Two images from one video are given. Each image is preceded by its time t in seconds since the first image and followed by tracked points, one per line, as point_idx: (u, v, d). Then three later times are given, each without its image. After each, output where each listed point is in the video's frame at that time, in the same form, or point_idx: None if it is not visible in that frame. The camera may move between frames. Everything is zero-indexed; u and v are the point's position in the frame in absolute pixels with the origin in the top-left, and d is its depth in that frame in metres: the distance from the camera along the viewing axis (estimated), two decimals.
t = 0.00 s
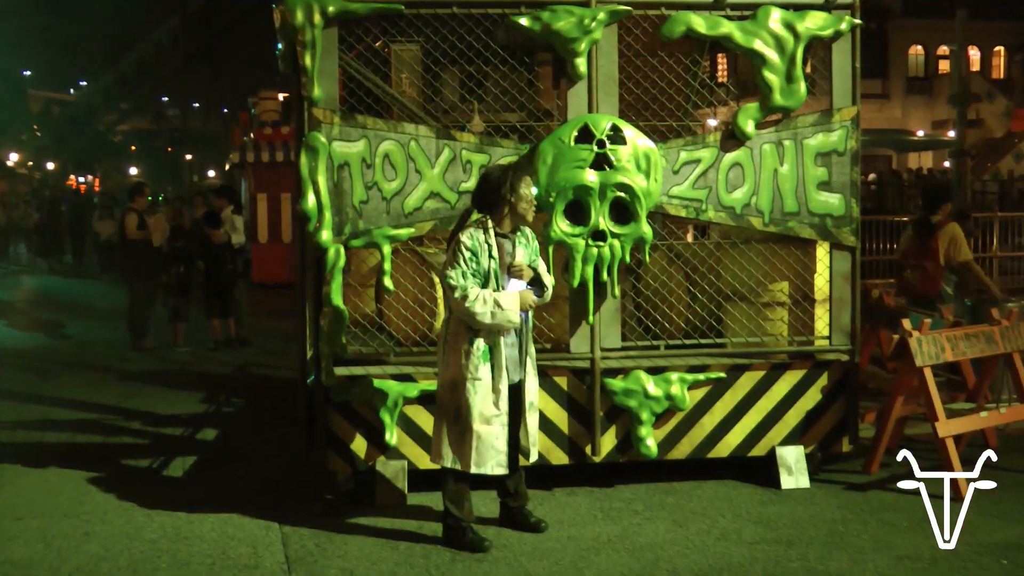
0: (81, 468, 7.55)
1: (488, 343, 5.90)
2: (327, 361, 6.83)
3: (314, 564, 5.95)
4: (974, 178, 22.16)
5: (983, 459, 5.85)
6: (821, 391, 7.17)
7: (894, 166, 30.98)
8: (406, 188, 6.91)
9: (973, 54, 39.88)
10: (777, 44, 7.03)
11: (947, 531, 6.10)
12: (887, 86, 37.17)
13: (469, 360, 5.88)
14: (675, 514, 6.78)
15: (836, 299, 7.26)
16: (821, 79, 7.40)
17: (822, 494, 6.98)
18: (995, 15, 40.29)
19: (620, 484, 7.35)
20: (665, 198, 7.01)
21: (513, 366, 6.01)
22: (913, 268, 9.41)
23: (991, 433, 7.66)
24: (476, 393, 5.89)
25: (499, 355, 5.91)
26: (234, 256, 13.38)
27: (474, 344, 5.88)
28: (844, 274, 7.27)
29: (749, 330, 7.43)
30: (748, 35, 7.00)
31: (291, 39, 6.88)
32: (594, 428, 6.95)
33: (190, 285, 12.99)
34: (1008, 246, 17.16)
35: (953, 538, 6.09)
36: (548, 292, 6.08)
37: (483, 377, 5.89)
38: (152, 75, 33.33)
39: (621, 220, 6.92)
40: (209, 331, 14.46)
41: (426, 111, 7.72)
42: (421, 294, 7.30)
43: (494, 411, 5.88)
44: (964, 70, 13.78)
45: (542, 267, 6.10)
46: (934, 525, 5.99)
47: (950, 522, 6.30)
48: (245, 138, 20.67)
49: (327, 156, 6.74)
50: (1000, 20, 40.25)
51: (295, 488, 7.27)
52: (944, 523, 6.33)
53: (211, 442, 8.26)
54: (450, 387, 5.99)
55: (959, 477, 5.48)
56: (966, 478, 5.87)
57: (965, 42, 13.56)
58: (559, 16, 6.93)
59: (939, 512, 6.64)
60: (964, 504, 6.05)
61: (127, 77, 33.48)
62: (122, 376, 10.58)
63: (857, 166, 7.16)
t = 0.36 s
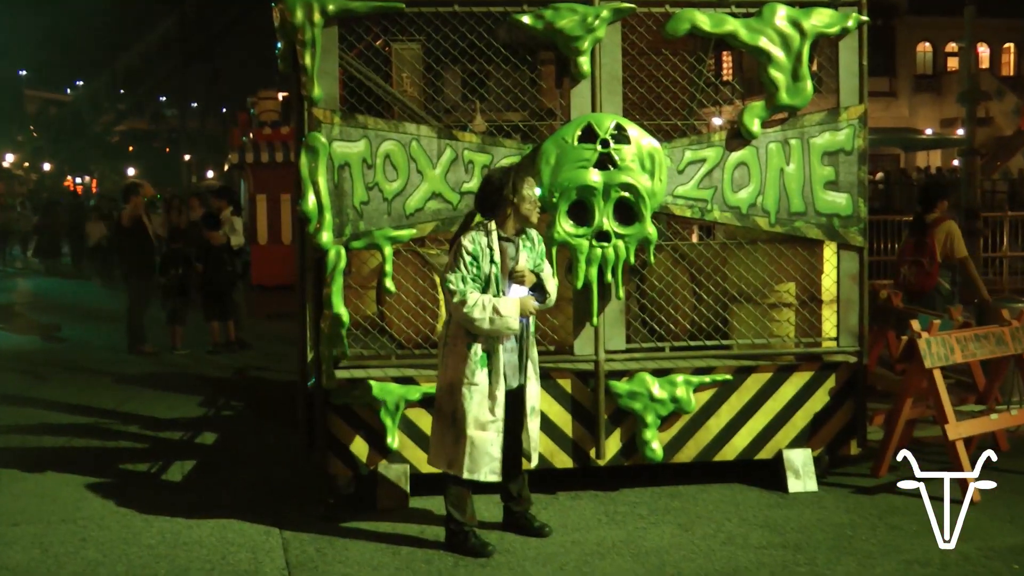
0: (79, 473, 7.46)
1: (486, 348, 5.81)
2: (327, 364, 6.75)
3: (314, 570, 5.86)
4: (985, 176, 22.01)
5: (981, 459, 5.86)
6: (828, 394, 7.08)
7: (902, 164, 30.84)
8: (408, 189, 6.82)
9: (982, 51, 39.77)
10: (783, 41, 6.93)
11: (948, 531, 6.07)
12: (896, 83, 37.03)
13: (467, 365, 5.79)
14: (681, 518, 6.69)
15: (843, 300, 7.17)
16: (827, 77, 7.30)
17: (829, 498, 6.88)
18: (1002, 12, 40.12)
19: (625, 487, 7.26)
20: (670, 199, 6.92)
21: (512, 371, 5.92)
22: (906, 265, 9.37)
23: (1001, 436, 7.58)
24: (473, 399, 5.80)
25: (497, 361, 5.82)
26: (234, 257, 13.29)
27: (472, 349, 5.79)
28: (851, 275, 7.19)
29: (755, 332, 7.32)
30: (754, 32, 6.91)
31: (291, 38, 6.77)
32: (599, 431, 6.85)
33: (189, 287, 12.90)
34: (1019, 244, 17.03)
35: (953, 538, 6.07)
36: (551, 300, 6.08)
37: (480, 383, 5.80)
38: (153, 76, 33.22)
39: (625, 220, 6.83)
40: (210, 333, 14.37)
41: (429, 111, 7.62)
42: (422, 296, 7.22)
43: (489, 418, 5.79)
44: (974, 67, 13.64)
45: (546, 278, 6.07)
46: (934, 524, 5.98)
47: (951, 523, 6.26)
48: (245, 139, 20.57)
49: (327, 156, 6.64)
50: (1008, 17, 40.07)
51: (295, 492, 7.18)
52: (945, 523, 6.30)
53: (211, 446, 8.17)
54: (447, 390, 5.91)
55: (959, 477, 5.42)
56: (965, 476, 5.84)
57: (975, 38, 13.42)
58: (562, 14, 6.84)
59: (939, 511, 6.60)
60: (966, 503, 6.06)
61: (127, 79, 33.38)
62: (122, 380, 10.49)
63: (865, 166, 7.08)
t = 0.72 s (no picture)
0: (73, 474, 7.37)
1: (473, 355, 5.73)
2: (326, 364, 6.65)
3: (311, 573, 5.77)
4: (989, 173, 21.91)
5: (981, 459, 5.69)
6: (832, 395, 6.99)
7: (904, 161, 30.75)
8: (406, 187, 6.72)
9: (987, 47, 39.68)
10: (786, 37, 6.84)
11: (947, 530, 6.02)
12: (897, 80, 36.95)
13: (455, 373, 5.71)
14: (683, 520, 6.60)
15: (847, 300, 7.08)
16: (831, 73, 7.20)
17: (833, 499, 6.79)
18: (1004, 9, 40.02)
19: (626, 489, 7.16)
20: (672, 196, 6.84)
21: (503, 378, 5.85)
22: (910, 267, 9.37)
23: (1009, 437, 7.53)
24: (460, 404, 5.74)
25: (486, 369, 5.73)
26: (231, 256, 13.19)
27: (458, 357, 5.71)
28: (856, 274, 7.09)
29: (758, 331, 7.23)
30: (756, 27, 6.81)
31: (288, 34, 6.68)
32: (600, 432, 6.76)
33: (185, 286, 12.80)
34: None
35: (953, 537, 6.01)
36: (549, 305, 5.82)
37: (466, 389, 5.73)
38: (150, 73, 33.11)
39: (626, 219, 6.74)
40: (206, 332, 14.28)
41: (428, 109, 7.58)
42: (420, 295, 7.13)
43: (473, 424, 5.73)
44: (979, 63, 13.55)
45: (546, 286, 5.83)
46: (934, 525, 5.91)
47: (950, 523, 6.22)
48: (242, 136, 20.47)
49: (324, 153, 6.56)
50: (1009, 13, 39.98)
51: (292, 494, 7.09)
52: (945, 523, 6.25)
53: (207, 447, 8.08)
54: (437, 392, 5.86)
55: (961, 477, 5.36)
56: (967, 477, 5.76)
57: (980, 34, 13.32)
58: (562, 9, 6.73)
59: (939, 512, 6.54)
60: (966, 503, 5.98)
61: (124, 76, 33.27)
62: (117, 380, 10.40)
63: (870, 163, 6.97)
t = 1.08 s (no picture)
0: (74, 480, 7.29)
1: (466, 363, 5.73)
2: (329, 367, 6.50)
3: None
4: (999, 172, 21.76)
5: (982, 463, 5.77)
6: (843, 397, 6.88)
7: (912, 160, 30.60)
8: (410, 187, 6.64)
9: (997, 45, 39.49)
10: (795, 34, 6.73)
11: (947, 530, 5.99)
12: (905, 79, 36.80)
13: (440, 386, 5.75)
14: (692, 524, 6.51)
15: (858, 300, 6.96)
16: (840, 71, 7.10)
17: (844, 503, 6.70)
18: (1011, 7, 39.85)
19: (634, 493, 7.08)
20: (679, 196, 6.75)
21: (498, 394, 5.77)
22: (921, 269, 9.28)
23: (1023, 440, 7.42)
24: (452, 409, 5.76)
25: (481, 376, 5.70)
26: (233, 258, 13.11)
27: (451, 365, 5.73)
28: (866, 274, 6.99)
29: (767, 332, 7.16)
30: (764, 25, 6.70)
31: (290, 33, 6.60)
32: (608, 435, 6.67)
33: (188, 288, 12.73)
34: None
35: (953, 537, 5.99)
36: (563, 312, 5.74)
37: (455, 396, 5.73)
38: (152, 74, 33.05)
39: (633, 219, 6.64)
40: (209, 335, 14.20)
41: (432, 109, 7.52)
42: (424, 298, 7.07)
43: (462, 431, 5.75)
44: (990, 60, 13.43)
45: (557, 294, 5.74)
46: (933, 524, 5.91)
47: (951, 523, 6.18)
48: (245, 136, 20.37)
49: (327, 154, 6.47)
50: (1016, 10, 39.80)
51: (296, 499, 7.01)
52: (945, 523, 6.21)
53: (209, 451, 8.00)
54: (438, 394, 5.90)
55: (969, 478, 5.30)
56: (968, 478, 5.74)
57: (992, 31, 13.20)
58: (568, 7, 6.62)
59: (939, 512, 6.49)
60: (966, 503, 5.98)
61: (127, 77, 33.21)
62: (119, 384, 10.33)
63: (880, 161, 6.89)
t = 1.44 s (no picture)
0: (78, 479, 7.22)
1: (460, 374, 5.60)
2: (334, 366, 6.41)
3: None
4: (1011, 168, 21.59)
5: (978, 460, 5.68)
6: (857, 395, 6.79)
7: (921, 156, 30.43)
8: (417, 183, 6.57)
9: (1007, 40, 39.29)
10: (808, 27, 6.62)
11: (946, 529, 5.90)
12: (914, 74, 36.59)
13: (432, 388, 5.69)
14: (703, 523, 6.42)
15: (872, 297, 6.87)
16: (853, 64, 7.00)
17: (858, 502, 6.61)
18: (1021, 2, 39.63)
19: (644, 492, 6.99)
20: (690, 191, 6.66)
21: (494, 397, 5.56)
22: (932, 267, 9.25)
23: None
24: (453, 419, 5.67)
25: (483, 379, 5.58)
26: (238, 255, 13.03)
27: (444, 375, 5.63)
28: (880, 270, 6.88)
29: (779, 329, 7.06)
30: (776, 17, 6.60)
31: (294, 27, 6.48)
32: (618, 434, 6.59)
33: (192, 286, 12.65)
34: None
35: (952, 538, 5.89)
36: (558, 310, 5.29)
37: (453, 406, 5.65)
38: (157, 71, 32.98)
39: (644, 215, 6.56)
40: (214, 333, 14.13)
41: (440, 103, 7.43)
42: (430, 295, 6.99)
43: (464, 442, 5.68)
44: (1004, 54, 13.29)
45: (547, 295, 5.35)
46: (933, 522, 5.81)
47: (949, 521, 6.10)
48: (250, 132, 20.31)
49: (333, 149, 6.40)
50: None
51: (301, 498, 6.93)
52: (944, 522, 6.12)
53: (213, 450, 7.92)
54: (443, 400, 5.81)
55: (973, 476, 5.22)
56: (970, 478, 5.59)
57: (1005, 24, 13.07)
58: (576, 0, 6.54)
59: (939, 511, 6.40)
60: (965, 501, 5.86)
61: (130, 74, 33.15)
62: (122, 383, 10.25)
63: (894, 156, 6.78)
